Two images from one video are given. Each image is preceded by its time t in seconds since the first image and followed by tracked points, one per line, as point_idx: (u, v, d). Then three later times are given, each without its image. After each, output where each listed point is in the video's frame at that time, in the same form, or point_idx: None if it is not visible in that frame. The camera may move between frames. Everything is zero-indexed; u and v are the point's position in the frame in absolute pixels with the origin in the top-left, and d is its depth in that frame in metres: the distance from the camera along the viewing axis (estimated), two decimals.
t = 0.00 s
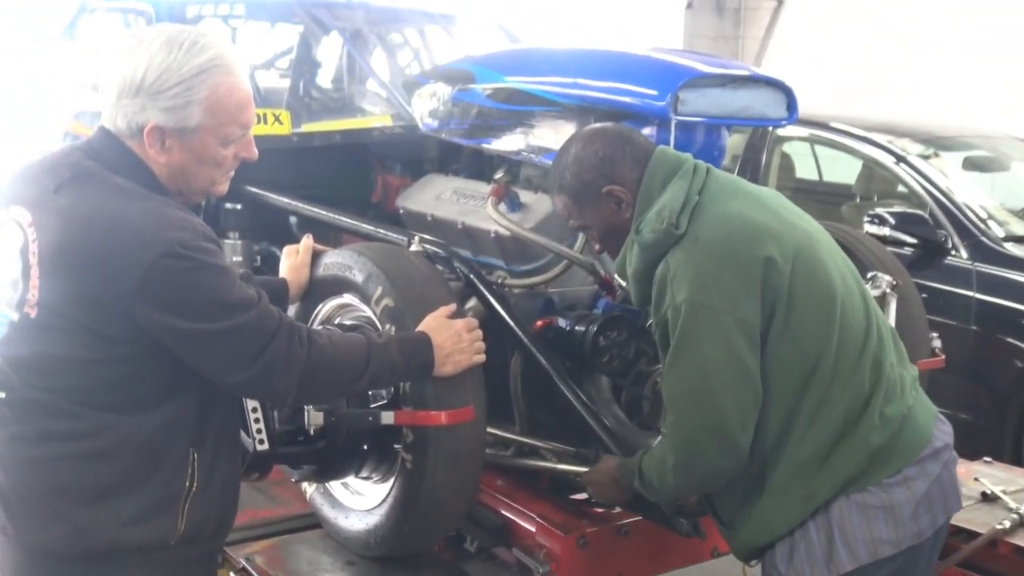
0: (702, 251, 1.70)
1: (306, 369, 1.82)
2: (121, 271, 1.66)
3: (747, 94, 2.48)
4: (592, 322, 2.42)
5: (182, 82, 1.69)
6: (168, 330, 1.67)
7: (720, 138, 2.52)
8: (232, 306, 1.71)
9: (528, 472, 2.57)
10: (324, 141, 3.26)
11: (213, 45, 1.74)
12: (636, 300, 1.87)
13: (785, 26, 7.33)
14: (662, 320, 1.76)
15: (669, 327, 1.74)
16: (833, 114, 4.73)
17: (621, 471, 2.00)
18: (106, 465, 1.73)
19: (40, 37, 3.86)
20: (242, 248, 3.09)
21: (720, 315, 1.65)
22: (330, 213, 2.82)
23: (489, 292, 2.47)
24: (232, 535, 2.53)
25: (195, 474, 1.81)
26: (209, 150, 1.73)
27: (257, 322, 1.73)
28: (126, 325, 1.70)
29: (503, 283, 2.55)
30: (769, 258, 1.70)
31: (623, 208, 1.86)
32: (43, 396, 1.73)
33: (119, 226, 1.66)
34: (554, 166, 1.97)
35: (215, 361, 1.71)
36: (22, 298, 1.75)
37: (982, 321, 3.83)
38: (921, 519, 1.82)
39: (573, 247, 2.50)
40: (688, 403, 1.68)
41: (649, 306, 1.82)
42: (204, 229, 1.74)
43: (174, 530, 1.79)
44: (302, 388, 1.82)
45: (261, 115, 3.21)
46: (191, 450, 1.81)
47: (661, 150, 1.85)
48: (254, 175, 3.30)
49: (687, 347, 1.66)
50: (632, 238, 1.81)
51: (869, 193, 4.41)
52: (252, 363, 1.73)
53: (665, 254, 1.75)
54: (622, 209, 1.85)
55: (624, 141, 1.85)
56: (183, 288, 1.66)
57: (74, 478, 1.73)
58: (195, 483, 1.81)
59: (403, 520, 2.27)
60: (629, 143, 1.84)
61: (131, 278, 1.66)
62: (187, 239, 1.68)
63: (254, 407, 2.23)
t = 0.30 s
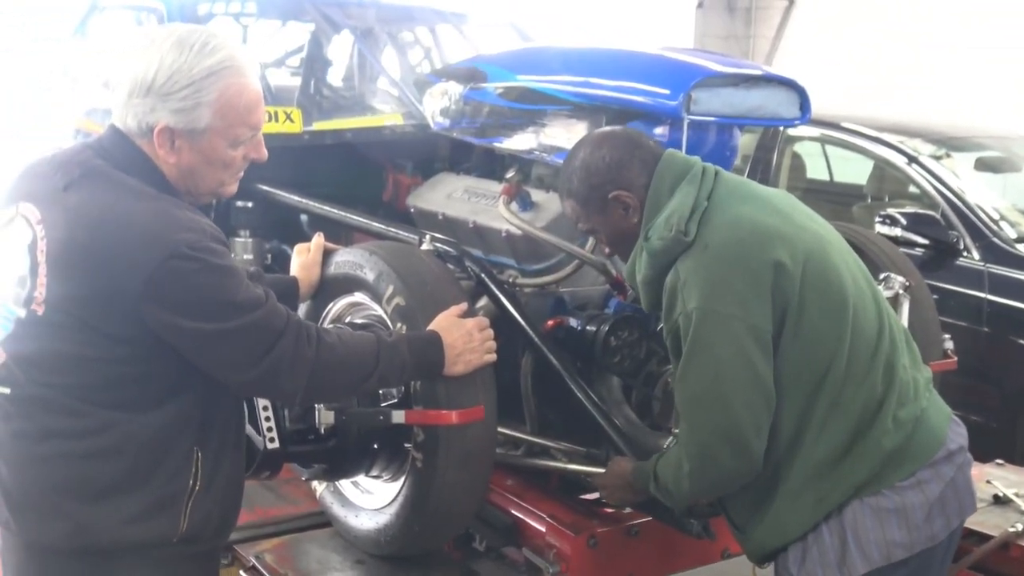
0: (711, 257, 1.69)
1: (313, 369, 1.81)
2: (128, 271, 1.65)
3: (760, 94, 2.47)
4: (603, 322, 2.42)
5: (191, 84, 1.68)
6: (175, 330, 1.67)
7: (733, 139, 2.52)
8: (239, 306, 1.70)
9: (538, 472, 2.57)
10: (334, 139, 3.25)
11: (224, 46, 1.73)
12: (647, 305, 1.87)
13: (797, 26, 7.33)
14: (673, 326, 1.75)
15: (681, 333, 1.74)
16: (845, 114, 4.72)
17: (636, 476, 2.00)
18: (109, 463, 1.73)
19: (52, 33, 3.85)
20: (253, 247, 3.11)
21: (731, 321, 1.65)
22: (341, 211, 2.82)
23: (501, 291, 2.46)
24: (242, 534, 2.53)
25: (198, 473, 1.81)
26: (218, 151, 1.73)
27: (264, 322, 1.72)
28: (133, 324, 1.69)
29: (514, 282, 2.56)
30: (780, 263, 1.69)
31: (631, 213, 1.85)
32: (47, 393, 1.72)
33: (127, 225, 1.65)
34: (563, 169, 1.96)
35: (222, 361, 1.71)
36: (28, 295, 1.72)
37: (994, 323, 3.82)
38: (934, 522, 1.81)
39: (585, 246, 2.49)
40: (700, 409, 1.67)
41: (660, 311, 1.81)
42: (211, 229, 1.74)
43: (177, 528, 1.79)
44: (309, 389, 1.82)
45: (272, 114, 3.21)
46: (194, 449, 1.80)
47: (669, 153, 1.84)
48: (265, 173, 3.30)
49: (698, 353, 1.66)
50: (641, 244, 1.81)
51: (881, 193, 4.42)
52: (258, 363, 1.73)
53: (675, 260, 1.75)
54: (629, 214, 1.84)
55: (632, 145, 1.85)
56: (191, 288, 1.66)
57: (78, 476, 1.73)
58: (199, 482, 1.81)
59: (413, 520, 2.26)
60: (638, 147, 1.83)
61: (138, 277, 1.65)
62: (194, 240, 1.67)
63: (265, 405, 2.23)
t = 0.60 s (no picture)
0: (732, 257, 1.68)
1: (328, 361, 1.81)
2: (142, 261, 1.64)
3: (779, 88, 2.46)
4: (621, 317, 2.41)
5: (209, 75, 1.68)
6: (190, 322, 1.67)
7: (751, 133, 2.51)
8: (254, 298, 1.70)
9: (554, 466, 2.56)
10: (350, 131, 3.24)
11: (240, 38, 1.73)
12: (667, 303, 1.86)
13: (811, 24, 7.33)
14: (694, 326, 1.75)
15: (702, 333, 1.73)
16: (862, 111, 4.70)
17: (653, 471, 2.01)
18: (124, 453, 1.73)
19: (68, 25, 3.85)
20: (269, 240, 3.08)
21: (752, 322, 1.64)
22: (357, 205, 2.81)
23: (517, 285, 2.46)
24: (258, 526, 2.53)
25: (212, 464, 1.80)
26: (235, 143, 1.73)
27: (279, 314, 1.72)
28: (147, 317, 1.68)
29: (531, 276, 2.56)
30: (802, 263, 1.68)
31: (650, 208, 1.85)
32: (60, 382, 1.72)
33: (144, 214, 1.64)
34: (583, 163, 1.96)
35: (237, 354, 1.70)
36: (44, 286, 1.72)
37: (1012, 321, 3.80)
38: (956, 522, 1.80)
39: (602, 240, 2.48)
40: (721, 409, 1.67)
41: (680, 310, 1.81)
42: (226, 220, 1.74)
43: (190, 517, 1.79)
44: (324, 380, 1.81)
45: (289, 107, 3.18)
46: (208, 440, 1.80)
47: (691, 149, 1.83)
48: (282, 167, 3.30)
49: (718, 354, 1.65)
50: (661, 242, 1.80)
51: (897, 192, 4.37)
52: (271, 355, 1.72)
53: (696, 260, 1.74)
54: (648, 209, 1.85)
55: (653, 140, 1.84)
56: (205, 281, 1.65)
57: (94, 464, 1.72)
58: (212, 473, 1.80)
59: (429, 514, 2.26)
60: (658, 142, 1.82)
61: (153, 268, 1.64)
62: (209, 232, 1.67)
63: (281, 396, 2.23)
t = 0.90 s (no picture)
0: (754, 245, 1.66)
1: (347, 347, 1.80)
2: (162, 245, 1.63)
3: (798, 67, 2.44)
4: (641, 300, 2.39)
5: (225, 56, 1.67)
6: (210, 306, 1.66)
7: (770, 113, 2.48)
8: (276, 282, 1.69)
9: (576, 451, 2.54)
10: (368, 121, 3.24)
11: (254, 20, 1.73)
12: (691, 289, 1.85)
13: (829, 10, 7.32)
14: (718, 314, 1.73)
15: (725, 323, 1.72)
16: (882, 94, 4.66)
17: (675, 457, 2.00)
18: (144, 438, 1.72)
19: (86, 20, 3.86)
20: (287, 229, 3.09)
21: (775, 312, 1.62)
22: (375, 192, 2.82)
23: (535, 269, 2.45)
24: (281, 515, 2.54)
25: (228, 450, 1.79)
26: (252, 126, 1.73)
27: (299, 298, 1.72)
28: (166, 301, 1.67)
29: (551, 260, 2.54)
30: (826, 249, 1.65)
31: (671, 191, 1.84)
32: (79, 367, 1.71)
33: (163, 198, 1.64)
34: (604, 146, 1.95)
35: (257, 338, 1.70)
36: (64, 271, 1.71)
37: None
38: (987, 506, 1.78)
39: (621, 223, 2.47)
40: (745, 399, 1.66)
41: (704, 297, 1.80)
42: (243, 204, 1.73)
43: (207, 504, 1.78)
44: (342, 365, 1.80)
45: (306, 96, 3.17)
46: (226, 425, 1.79)
47: (714, 132, 1.81)
48: (300, 156, 3.31)
49: (741, 345, 1.64)
50: (683, 230, 1.78)
51: (919, 174, 4.40)
52: (289, 341, 1.72)
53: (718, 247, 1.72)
54: (669, 192, 1.83)
55: (674, 122, 1.82)
56: (225, 264, 1.65)
57: (113, 450, 1.72)
58: (229, 459, 1.79)
59: (452, 499, 2.25)
60: (680, 125, 1.80)
61: (173, 252, 1.63)
62: (228, 215, 1.67)
63: (303, 384, 2.22)
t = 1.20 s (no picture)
0: (747, 233, 1.66)
1: (338, 336, 1.78)
2: (149, 244, 1.58)
3: (792, 54, 2.44)
4: (634, 289, 2.38)
5: (223, 54, 1.64)
6: (196, 306, 1.61)
7: (763, 102, 2.47)
8: (262, 279, 1.65)
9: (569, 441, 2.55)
10: (361, 112, 3.22)
11: (251, 16, 1.69)
12: (687, 278, 1.86)
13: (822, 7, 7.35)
14: (712, 303, 1.74)
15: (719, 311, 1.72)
16: (875, 88, 4.68)
17: (669, 445, 2.00)
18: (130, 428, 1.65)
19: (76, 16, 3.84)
20: (280, 220, 3.08)
21: (768, 301, 1.62)
22: (368, 182, 2.81)
23: (529, 259, 2.45)
24: (275, 505, 2.56)
25: (201, 440, 1.71)
26: (245, 124, 1.70)
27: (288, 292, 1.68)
28: (153, 300, 1.62)
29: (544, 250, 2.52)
30: (819, 238, 1.65)
31: (667, 179, 1.83)
32: (61, 353, 1.65)
33: (149, 195, 1.59)
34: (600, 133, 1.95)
35: (248, 334, 1.65)
36: (48, 261, 1.65)
37: None
38: (982, 494, 1.77)
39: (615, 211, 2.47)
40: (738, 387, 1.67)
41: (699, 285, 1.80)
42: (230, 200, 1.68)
43: (176, 496, 1.69)
44: (331, 355, 1.78)
45: (299, 87, 3.17)
46: (201, 419, 1.71)
47: (710, 118, 1.80)
48: (293, 148, 3.30)
49: (734, 333, 1.64)
50: (678, 219, 1.79)
51: (911, 167, 4.37)
52: (281, 334, 1.69)
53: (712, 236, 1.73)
54: (665, 179, 1.82)
55: (671, 109, 1.81)
56: (212, 263, 1.60)
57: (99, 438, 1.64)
58: (202, 450, 1.71)
59: (445, 487, 2.25)
60: (677, 112, 1.80)
61: (161, 251, 1.58)
62: (215, 213, 1.61)
63: (295, 373, 2.20)
